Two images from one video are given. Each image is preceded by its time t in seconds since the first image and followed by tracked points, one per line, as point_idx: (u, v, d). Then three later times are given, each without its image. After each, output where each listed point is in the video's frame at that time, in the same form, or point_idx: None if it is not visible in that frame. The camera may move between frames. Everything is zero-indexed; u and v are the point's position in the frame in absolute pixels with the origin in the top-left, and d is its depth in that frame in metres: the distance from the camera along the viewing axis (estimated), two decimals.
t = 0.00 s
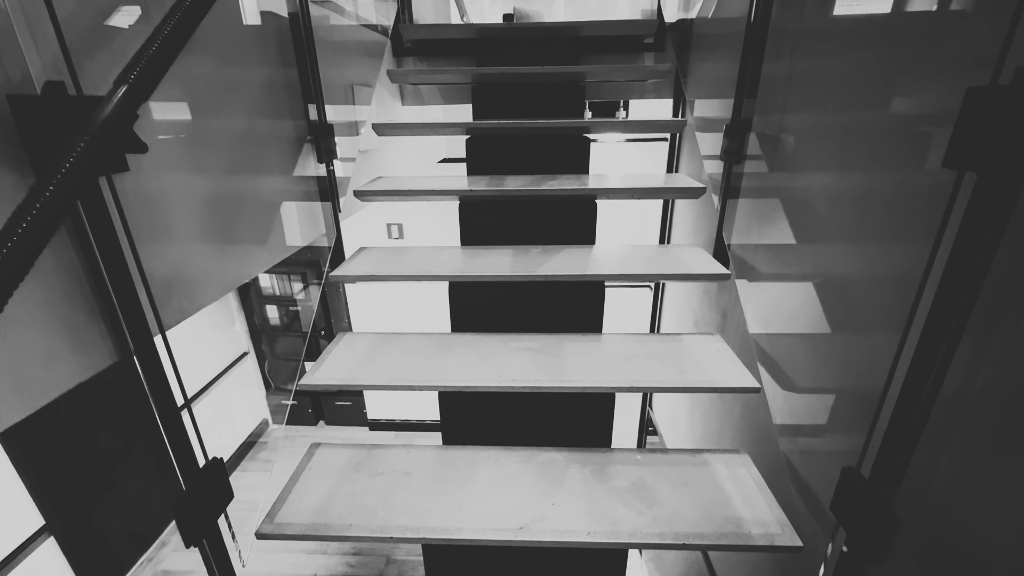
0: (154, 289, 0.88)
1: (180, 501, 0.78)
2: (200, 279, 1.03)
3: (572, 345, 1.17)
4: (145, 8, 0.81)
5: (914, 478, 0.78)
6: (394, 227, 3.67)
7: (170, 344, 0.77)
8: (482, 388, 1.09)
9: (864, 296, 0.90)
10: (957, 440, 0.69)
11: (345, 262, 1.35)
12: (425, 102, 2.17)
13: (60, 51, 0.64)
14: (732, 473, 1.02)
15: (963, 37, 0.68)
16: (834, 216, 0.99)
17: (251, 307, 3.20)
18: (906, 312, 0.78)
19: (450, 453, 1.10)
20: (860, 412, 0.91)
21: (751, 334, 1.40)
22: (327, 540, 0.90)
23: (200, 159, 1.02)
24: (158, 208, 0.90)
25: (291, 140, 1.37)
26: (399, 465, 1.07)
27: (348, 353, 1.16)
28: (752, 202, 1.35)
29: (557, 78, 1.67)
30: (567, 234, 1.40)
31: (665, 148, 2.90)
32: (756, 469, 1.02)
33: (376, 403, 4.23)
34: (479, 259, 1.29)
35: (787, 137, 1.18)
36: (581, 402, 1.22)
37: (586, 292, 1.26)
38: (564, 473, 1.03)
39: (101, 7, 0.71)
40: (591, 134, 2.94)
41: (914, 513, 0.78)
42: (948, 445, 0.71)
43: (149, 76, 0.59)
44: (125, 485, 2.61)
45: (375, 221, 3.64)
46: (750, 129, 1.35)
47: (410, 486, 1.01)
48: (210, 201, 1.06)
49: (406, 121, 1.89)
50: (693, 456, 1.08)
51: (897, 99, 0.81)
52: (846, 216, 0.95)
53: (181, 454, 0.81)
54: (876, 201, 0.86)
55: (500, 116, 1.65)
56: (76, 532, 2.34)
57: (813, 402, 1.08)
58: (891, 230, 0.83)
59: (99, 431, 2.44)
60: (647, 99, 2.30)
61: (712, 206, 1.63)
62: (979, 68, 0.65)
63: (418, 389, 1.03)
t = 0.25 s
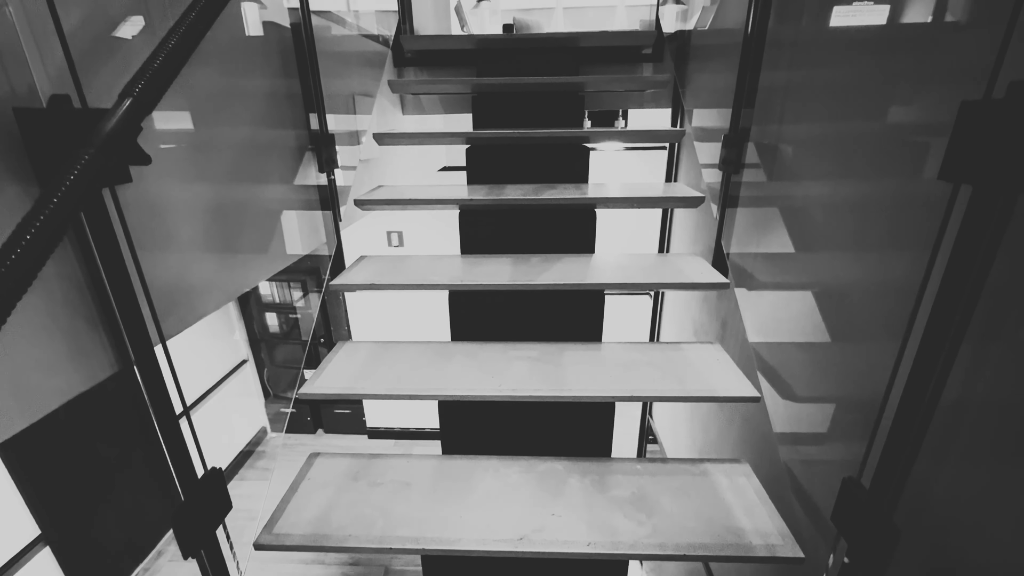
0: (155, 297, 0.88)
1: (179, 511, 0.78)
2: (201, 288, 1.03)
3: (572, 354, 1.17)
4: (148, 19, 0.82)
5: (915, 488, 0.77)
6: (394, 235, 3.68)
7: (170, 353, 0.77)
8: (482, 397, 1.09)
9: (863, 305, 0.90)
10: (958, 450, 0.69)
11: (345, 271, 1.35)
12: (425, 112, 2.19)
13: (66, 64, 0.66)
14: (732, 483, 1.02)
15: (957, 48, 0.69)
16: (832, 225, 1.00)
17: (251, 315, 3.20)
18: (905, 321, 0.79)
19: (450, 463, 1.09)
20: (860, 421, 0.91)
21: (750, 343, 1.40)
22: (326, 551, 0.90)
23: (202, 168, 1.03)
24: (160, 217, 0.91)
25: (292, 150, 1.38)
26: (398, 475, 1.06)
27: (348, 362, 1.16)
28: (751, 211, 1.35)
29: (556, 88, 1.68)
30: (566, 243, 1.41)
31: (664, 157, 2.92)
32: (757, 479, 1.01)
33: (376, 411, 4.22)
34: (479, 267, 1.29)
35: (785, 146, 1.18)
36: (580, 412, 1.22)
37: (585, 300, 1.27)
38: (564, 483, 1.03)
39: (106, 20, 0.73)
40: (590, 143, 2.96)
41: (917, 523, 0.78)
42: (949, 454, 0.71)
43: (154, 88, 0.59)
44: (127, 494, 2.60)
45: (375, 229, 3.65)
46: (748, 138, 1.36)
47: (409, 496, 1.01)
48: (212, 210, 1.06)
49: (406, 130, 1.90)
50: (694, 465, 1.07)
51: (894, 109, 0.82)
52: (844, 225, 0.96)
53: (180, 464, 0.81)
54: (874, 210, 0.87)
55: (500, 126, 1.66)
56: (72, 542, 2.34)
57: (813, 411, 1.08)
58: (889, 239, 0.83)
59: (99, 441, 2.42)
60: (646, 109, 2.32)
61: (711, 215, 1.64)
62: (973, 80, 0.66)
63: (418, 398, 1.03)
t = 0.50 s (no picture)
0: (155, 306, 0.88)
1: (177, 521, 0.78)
2: (202, 296, 1.03)
3: (572, 363, 1.17)
4: (152, 30, 0.82)
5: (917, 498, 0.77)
6: (395, 242, 3.69)
7: (170, 361, 0.77)
8: (482, 406, 1.08)
9: (862, 314, 0.90)
10: (959, 459, 0.69)
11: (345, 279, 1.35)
12: (426, 120, 2.20)
13: (71, 77, 0.67)
14: (733, 493, 1.01)
15: (952, 59, 0.69)
16: (830, 234, 1.00)
17: (251, 322, 3.16)
18: (904, 331, 0.79)
19: (449, 472, 1.09)
20: (860, 430, 0.91)
21: (750, 352, 1.40)
22: (324, 561, 0.89)
23: (204, 176, 1.03)
24: (161, 225, 0.91)
25: (294, 158, 1.39)
26: (397, 485, 1.06)
27: (348, 370, 1.16)
28: (749, 220, 1.36)
29: (555, 98, 1.70)
30: (566, 251, 1.41)
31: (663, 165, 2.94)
32: (757, 488, 1.01)
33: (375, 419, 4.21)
34: (479, 276, 1.29)
35: (783, 156, 1.19)
36: (580, 420, 1.21)
37: (585, 309, 1.27)
38: (564, 493, 1.03)
39: (110, 32, 0.73)
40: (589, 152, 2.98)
41: (918, 533, 0.77)
42: (950, 464, 0.71)
43: (158, 100, 0.60)
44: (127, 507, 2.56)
45: (375, 236, 3.67)
46: (746, 148, 1.37)
47: (409, 506, 1.01)
48: (213, 218, 1.06)
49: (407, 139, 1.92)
50: (694, 475, 1.07)
51: (891, 118, 0.83)
52: (842, 234, 0.96)
53: (178, 473, 0.80)
54: (872, 220, 0.87)
55: (500, 135, 1.67)
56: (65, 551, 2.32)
57: (813, 420, 1.07)
58: (888, 248, 0.83)
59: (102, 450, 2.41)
60: (645, 118, 2.33)
61: (710, 224, 1.64)
62: (968, 91, 0.67)
63: (417, 407, 1.03)
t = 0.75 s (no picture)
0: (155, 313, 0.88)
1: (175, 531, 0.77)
2: (202, 304, 1.03)
3: (572, 371, 1.17)
4: (155, 38, 0.83)
5: (917, 507, 0.77)
6: (394, 249, 3.69)
7: (170, 370, 0.77)
8: (481, 414, 1.08)
9: (861, 322, 0.90)
10: (959, 467, 0.69)
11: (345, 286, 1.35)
12: (426, 128, 2.22)
13: (74, 87, 0.68)
14: (733, 502, 1.01)
15: (949, 69, 0.70)
16: (828, 242, 1.00)
17: (249, 328, 3.14)
18: (903, 339, 0.79)
19: (448, 481, 1.08)
20: (860, 438, 0.91)
21: (749, 360, 1.40)
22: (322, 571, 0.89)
23: (205, 184, 1.03)
24: (161, 232, 0.91)
25: (295, 166, 1.39)
26: (396, 493, 1.05)
27: (347, 378, 1.16)
28: (748, 228, 1.37)
29: (555, 106, 1.71)
30: (565, 259, 1.42)
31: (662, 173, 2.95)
32: (758, 497, 1.01)
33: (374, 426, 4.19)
34: (478, 283, 1.30)
35: (782, 164, 1.20)
36: (580, 429, 1.21)
37: (585, 316, 1.27)
38: (563, 502, 1.02)
39: (113, 41, 0.74)
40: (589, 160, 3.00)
41: (919, 542, 0.77)
42: (950, 472, 0.71)
43: (161, 110, 0.60)
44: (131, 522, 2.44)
45: (375, 243, 3.67)
46: (745, 156, 1.38)
47: (407, 514, 1.00)
48: (213, 225, 1.07)
49: (407, 147, 1.93)
50: (694, 483, 1.07)
51: (888, 126, 0.83)
52: (840, 242, 0.96)
53: (177, 483, 0.80)
54: (870, 228, 0.88)
55: (500, 143, 1.68)
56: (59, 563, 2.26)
57: (813, 428, 1.07)
58: (885, 256, 0.84)
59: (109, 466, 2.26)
60: (644, 126, 2.35)
61: (709, 232, 1.65)
62: (965, 100, 0.67)
63: (416, 415, 1.02)
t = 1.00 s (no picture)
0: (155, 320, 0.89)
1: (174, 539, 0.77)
2: (202, 311, 1.03)
3: (572, 378, 1.17)
4: (159, 47, 0.84)
5: (918, 516, 0.77)
6: (394, 255, 3.70)
7: (170, 377, 0.77)
8: (481, 422, 1.08)
9: (860, 330, 0.90)
10: (960, 477, 0.69)
11: (345, 293, 1.35)
12: (427, 135, 2.23)
13: (78, 97, 0.69)
14: (733, 511, 1.01)
15: (945, 78, 0.71)
16: (827, 250, 1.01)
17: (249, 334, 3.15)
18: (902, 347, 0.79)
19: (447, 489, 1.08)
20: (861, 446, 0.91)
21: (749, 367, 1.40)
22: None
23: (206, 191, 1.04)
24: (162, 239, 0.91)
25: (296, 173, 1.40)
26: (395, 501, 1.05)
27: (347, 385, 1.16)
28: (747, 235, 1.37)
29: (555, 114, 1.72)
30: (565, 266, 1.42)
31: (661, 180, 2.96)
32: (758, 506, 1.00)
33: (373, 433, 4.18)
34: (478, 290, 1.30)
35: (780, 172, 1.20)
36: (580, 436, 1.21)
37: (584, 323, 1.27)
38: (563, 510, 1.02)
39: (117, 50, 0.75)
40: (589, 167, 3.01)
41: (921, 551, 0.77)
42: (951, 482, 0.70)
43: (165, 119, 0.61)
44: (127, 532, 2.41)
45: (375, 249, 3.68)
46: (743, 164, 1.39)
47: (407, 522, 1.00)
48: (214, 232, 1.07)
49: (408, 155, 1.94)
50: (694, 492, 1.06)
51: (886, 135, 0.84)
52: (839, 250, 0.97)
53: (176, 491, 0.80)
54: (869, 237, 0.88)
55: (500, 150, 1.69)
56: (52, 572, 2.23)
57: (813, 436, 1.07)
58: (884, 265, 0.84)
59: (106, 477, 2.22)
60: (643, 133, 2.36)
61: (708, 239, 1.66)
62: (962, 109, 0.68)
63: (416, 423, 1.02)
